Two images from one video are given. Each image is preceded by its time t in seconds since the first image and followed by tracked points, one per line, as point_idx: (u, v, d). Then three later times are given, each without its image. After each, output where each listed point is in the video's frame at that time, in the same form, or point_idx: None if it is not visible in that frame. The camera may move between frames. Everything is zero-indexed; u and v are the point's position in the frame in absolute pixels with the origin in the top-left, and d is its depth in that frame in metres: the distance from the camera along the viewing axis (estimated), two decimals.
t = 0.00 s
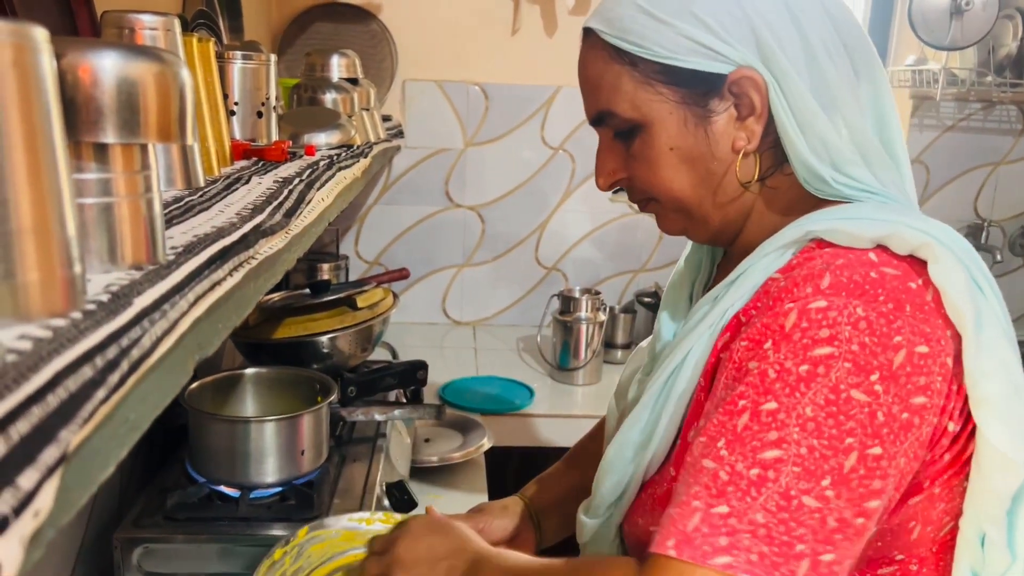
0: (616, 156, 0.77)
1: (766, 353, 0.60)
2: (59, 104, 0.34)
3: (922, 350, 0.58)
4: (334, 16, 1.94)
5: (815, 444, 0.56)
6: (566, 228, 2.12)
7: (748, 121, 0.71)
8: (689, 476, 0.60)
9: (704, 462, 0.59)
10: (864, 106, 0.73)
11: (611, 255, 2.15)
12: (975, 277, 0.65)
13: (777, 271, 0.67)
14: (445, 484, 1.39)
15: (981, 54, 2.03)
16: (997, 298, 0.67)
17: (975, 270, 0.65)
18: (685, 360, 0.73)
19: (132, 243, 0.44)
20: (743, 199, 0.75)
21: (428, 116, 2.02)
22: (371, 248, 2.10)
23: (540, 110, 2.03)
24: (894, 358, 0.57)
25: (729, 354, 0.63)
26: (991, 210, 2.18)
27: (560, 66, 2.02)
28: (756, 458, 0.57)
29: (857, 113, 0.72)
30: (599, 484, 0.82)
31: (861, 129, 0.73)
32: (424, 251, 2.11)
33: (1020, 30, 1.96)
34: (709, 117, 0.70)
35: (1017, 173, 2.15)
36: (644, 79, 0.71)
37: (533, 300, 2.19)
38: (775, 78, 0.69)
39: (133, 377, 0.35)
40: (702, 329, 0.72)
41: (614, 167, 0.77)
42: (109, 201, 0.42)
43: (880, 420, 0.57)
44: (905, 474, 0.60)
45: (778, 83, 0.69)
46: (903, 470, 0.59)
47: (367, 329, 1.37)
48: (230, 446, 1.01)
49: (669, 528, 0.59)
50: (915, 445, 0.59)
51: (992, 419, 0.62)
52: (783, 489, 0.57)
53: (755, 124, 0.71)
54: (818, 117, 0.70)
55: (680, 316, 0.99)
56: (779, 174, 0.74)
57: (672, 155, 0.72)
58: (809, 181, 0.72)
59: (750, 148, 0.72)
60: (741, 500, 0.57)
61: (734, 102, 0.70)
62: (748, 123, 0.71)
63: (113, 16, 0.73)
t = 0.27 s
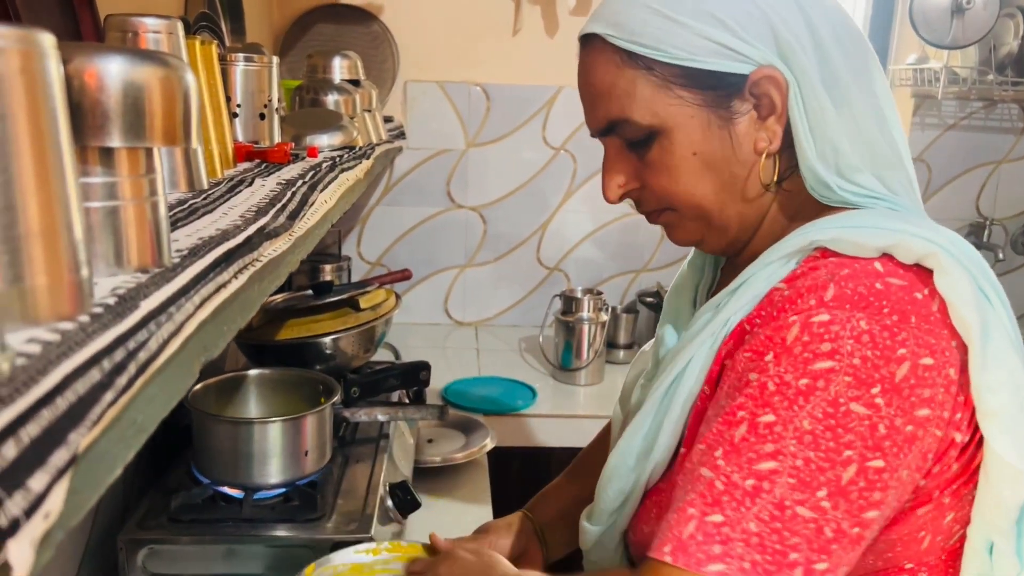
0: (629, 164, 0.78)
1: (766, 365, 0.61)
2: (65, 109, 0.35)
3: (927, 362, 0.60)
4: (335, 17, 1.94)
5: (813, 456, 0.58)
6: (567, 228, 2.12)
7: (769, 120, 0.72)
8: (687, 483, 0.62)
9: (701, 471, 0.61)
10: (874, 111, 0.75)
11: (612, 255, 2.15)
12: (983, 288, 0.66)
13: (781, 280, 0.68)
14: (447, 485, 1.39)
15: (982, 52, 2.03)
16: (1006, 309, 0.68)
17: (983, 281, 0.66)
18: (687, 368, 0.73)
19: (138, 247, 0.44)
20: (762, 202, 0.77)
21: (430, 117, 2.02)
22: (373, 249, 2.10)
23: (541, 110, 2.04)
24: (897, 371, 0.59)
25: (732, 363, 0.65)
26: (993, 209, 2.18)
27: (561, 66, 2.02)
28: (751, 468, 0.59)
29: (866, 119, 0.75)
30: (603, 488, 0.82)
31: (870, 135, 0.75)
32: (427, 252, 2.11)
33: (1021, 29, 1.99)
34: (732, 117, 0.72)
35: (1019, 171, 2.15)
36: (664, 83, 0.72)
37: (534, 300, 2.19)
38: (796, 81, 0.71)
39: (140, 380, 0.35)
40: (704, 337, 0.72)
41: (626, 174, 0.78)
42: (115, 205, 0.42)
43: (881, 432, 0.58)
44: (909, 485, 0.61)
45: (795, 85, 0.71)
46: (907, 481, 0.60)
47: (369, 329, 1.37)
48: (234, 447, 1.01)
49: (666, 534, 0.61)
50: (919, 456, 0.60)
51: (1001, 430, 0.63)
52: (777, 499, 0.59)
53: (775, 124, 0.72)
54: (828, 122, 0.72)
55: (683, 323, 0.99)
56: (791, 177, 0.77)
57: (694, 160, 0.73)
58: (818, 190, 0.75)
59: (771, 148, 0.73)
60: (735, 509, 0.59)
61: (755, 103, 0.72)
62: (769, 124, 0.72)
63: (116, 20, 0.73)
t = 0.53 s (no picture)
0: (629, 174, 0.79)
1: (793, 378, 0.63)
2: (63, 118, 0.35)
3: (949, 364, 0.61)
4: (335, 19, 1.94)
5: (856, 470, 0.60)
6: (567, 229, 2.12)
7: (768, 128, 0.73)
8: (728, 507, 0.65)
9: (743, 495, 0.64)
10: (873, 112, 0.76)
11: (613, 255, 2.15)
12: (997, 288, 0.68)
13: (794, 288, 0.71)
14: (448, 486, 1.40)
15: (981, 51, 2.03)
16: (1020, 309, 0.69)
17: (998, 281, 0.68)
18: (703, 380, 0.77)
19: (136, 254, 0.44)
20: (763, 209, 0.78)
21: (430, 119, 2.02)
22: (373, 250, 2.10)
23: (541, 111, 2.04)
24: (922, 375, 0.60)
25: (752, 379, 0.66)
26: (993, 207, 2.18)
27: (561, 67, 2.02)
28: (795, 488, 0.61)
29: (866, 120, 0.75)
30: (614, 503, 0.87)
31: (870, 134, 0.75)
32: (427, 253, 2.12)
33: (1020, 27, 1.99)
34: (731, 127, 0.73)
35: (1019, 170, 2.15)
36: (662, 95, 0.73)
37: (534, 301, 2.19)
38: (793, 85, 0.72)
39: (139, 388, 0.35)
40: (721, 349, 0.75)
41: (626, 185, 0.79)
42: (113, 213, 0.43)
43: (915, 438, 0.60)
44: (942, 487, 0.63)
45: (793, 90, 0.72)
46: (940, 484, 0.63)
47: (370, 332, 1.37)
48: (235, 450, 1.02)
49: (718, 565, 0.65)
50: (949, 459, 0.62)
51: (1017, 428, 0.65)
52: (828, 517, 0.61)
53: (774, 131, 0.73)
54: (829, 126, 0.73)
55: (685, 327, 1.00)
56: (792, 183, 0.78)
57: (694, 171, 0.74)
58: (819, 192, 0.75)
59: (771, 156, 0.74)
60: (786, 534, 0.62)
61: (754, 111, 0.73)
62: (768, 133, 0.73)
63: (115, 25, 0.73)
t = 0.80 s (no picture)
0: (626, 184, 0.80)
1: (800, 391, 0.63)
2: (53, 131, 0.35)
3: (955, 374, 0.62)
4: (332, 22, 1.94)
5: (863, 482, 0.60)
6: (566, 230, 2.12)
7: (761, 138, 0.74)
8: (738, 520, 0.64)
9: (753, 507, 0.63)
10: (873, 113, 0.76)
11: (612, 256, 2.15)
12: (1002, 295, 0.68)
13: (799, 299, 0.71)
14: (448, 489, 1.40)
15: (978, 50, 2.03)
16: None
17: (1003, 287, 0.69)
18: (710, 390, 0.77)
19: (130, 266, 0.45)
20: (758, 217, 0.79)
21: (428, 121, 2.02)
22: (371, 253, 2.10)
23: (539, 113, 2.04)
24: (928, 387, 0.61)
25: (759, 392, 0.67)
26: (992, 206, 2.18)
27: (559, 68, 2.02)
28: (804, 501, 0.62)
29: (867, 121, 0.75)
30: (622, 513, 0.88)
31: (869, 135, 0.75)
32: (426, 256, 2.11)
33: (1017, 26, 1.98)
34: (721, 139, 0.73)
35: (1017, 168, 2.15)
36: (654, 107, 0.74)
37: (533, 303, 2.19)
38: (787, 96, 0.72)
39: (132, 402, 0.35)
40: (726, 360, 0.75)
41: (624, 195, 0.80)
42: (106, 224, 0.43)
43: (922, 449, 0.60)
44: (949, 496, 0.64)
45: (788, 99, 0.72)
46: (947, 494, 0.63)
47: (369, 335, 1.37)
48: (233, 456, 1.01)
49: None
50: (957, 468, 0.63)
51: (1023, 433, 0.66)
52: (836, 530, 0.61)
53: (768, 141, 0.74)
54: (828, 131, 0.73)
55: (686, 329, 1.00)
56: (790, 190, 0.78)
57: (687, 181, 0.75)
58: (824, 196, 0.76)
59: (764, 165, 0.75)
60: (796, 545, 0.62)
61: (746, 121, 0.73)
62: (760, 143, 0.74)
63: (110, 33, 0.73)
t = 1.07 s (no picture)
0: (632, 180, 0.81)
1: (822, 381, 0.65)
2: (52, 133, 0.35)
3: (968, 358, 0.64)
4: (329, 21, 1.94)
5: (891, 466, 0.62)
6: (565, 228, 2.12)
7: (766, 134, 0.74)
8: (770, 515, 0.65)
9: (785, 500, 0.65)
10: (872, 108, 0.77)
11: (611, 253, 2.15)
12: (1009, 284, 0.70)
13: (810, 293, 0.73)
14: (448, 487, 1.40)
15: (976, 45, 2.03)
16: None
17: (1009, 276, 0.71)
18: (726, 386, 0.78)
19: (128, 267, 0.45)
20: (764, 212, 0.79)
21: (426, 119, 2.02)
22: (370, 252, 2.10)
23: (537, 111, 2.04)
24: (945, 370, 0.63)
25: (779, 385, 0.68)
26: (991, 201, 2.17)
27: (557, 66, 2.02)
28: (836, 487, 0.63)
29: (867, 115, 0.76)
30: (635, 507, 0.88)
31: (871, 128, 0.76)
32: (425, 254, 2.12)
33: (1016, 20, 1.97)
34: (727, 135, 0.74)
35: (1016, 163, 2.15)
36: (660, 105, 0.75)
37: (533, 300, 2.19)
38: (790, 91, 0.72)
39: (132, 405, 0.35)
40: (743, 356, 0.77)
41: (631, 190, 0.81)
42: (105, 226, 0.43)
43: (942, 430, 0.63)
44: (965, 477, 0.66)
45: (793, 92, 0.73)
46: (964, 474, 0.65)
47: (368, 334, 1.37)
48: (234, 456, 1.02)
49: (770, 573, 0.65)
50: (972, 448, 0.65)
51: None
52: (870, 514, 0.62)
53: (773, 136, 0.75)
54: (832, 123, 0.74)
55: (692, 320, 1.00)
56: (794, 184, 0.79)
57: (694, 177, 0.76)
58: (830, 190, 0.76)
59: (769, 161, 0.76)
60: (832, 534, 0.63)
61: (750, 117, 0.74)
62: (766, 138, 0.75)
63: (107, 34, 0.73)
